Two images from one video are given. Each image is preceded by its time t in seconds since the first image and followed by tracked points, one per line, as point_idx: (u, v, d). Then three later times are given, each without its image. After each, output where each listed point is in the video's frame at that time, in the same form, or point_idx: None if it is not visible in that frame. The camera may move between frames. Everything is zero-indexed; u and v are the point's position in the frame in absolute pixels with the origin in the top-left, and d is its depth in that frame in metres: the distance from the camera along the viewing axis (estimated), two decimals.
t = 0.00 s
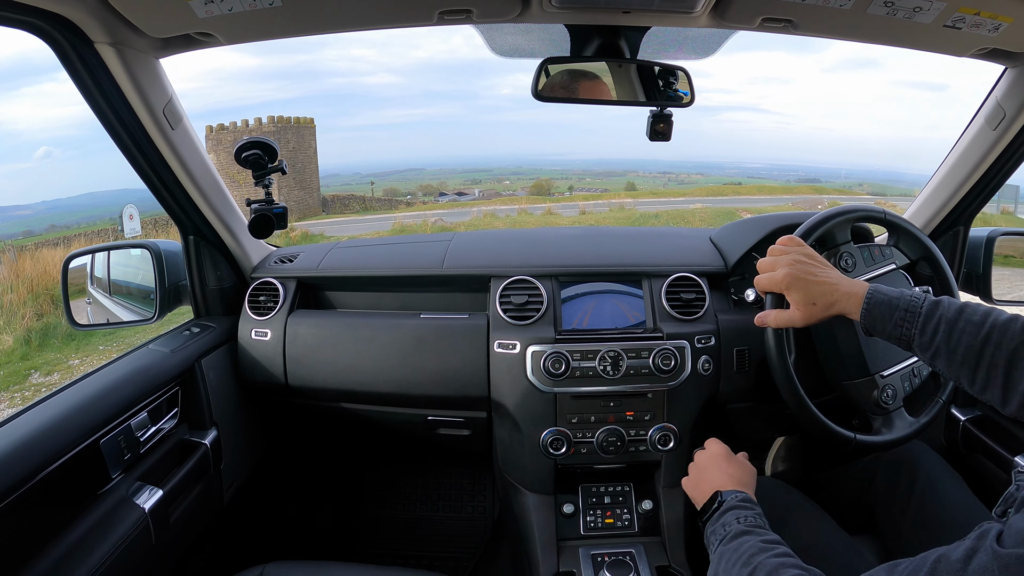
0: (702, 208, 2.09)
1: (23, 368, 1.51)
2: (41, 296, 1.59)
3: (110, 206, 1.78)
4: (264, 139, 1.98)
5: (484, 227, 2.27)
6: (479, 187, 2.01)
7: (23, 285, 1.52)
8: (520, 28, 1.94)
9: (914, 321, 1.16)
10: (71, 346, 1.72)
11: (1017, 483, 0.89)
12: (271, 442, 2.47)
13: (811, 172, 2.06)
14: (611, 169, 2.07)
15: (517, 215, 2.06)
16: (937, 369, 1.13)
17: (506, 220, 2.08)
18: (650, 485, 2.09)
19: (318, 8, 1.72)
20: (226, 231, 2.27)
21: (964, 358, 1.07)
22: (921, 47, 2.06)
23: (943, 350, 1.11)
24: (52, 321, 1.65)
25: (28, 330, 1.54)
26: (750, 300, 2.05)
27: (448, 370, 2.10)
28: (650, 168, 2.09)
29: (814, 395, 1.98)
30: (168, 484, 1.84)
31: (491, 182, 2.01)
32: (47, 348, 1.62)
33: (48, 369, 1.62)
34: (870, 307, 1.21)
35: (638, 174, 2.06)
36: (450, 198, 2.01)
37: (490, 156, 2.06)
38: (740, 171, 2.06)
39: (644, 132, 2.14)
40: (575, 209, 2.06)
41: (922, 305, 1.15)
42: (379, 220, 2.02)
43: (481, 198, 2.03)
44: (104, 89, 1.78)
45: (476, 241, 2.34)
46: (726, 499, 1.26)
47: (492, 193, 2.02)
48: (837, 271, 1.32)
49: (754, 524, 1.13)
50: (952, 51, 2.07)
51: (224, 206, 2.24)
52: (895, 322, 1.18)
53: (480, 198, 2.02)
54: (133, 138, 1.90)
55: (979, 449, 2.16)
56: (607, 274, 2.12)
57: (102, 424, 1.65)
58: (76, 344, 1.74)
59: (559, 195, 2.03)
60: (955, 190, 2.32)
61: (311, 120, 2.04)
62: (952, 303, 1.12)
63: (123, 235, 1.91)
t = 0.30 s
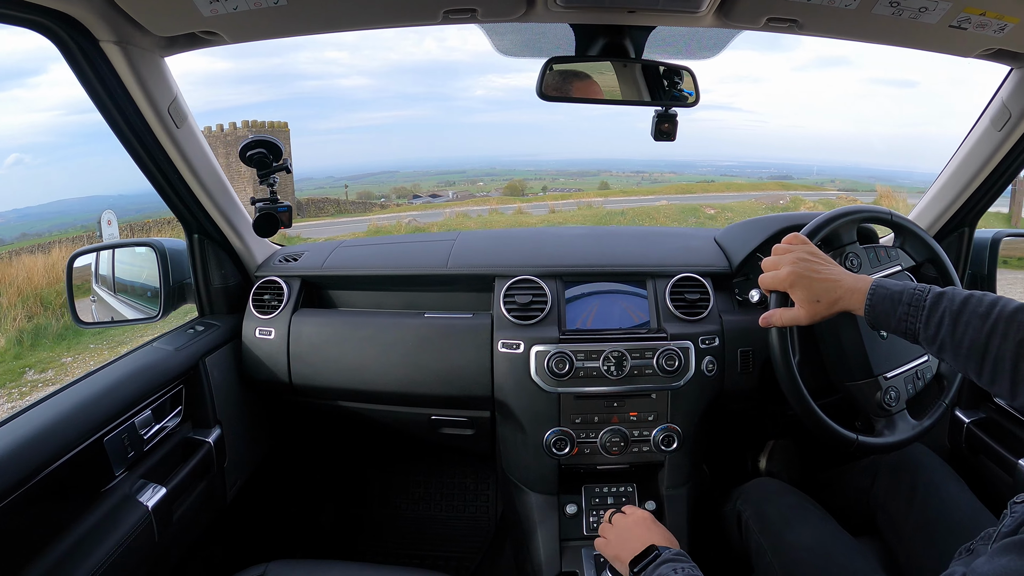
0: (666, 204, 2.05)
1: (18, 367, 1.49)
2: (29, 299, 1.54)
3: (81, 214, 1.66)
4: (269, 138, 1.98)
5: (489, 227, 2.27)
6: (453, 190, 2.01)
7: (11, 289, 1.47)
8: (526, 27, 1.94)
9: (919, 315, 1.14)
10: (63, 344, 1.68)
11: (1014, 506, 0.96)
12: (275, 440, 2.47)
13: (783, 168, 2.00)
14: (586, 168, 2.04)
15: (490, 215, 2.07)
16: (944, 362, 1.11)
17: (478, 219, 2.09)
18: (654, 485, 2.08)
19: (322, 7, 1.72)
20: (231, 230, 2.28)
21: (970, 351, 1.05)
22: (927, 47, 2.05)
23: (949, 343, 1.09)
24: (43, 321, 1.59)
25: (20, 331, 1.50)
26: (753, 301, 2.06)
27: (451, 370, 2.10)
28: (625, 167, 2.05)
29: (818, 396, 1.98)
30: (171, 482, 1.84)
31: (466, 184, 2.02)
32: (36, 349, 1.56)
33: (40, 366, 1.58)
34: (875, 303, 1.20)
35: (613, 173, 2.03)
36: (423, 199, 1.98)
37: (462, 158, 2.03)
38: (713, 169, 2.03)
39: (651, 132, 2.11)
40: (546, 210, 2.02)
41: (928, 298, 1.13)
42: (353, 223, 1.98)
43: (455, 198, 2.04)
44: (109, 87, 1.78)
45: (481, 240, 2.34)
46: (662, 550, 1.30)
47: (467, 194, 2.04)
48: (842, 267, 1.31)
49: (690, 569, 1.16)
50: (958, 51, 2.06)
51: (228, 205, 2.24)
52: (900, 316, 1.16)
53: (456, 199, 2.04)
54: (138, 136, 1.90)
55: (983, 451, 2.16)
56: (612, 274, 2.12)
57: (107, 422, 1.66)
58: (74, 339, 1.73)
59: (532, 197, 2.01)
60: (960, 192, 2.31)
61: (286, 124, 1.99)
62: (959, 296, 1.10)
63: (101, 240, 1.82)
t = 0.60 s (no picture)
0: (632, 201, 2.04)
1: (9, 368, 1.47)
2: (16, 304, 1.48)
3: (48, 223, 1.56)
4: (273, 141, 1.99)
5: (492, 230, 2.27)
6: (426, 192, 1.98)
7: None
8: (528, 31, 1.94)
9: (924, 319, 1.14)
10: (54, 345, 1.63)
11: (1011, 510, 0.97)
12: (278, 443, 2.48)
13: (755, 165, 2.00)
14: (559, 168, 2.04)
15: (462, 216, 2.01)
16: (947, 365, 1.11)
17: (449, 221, 2.00)
18: (657, 489, 2.08)
19: (326, 10, 1.73)
20: (234, 233, 2.28)
21: (974, 355, 1.05)
22: (930, 50, 2.05)
23: (953, 347, 1.09)
24: (31, 324, 1.53)
25: (8, 334, 1.46)
26: (756, 303, 1.97)
27: (454, 373, 2.10)
28: (598, 164, 2.03)
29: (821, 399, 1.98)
30: (174, 484, 1.84)
31: (438, 186, 1.99)
32: (27, 351, 1.53)
33: (32, 367, 1.54)
34: (880, 305, 1.20)
35: (586, 173, 2.01)
36: (396, 202, 1.97)
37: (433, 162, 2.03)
38: (687, 168, 2.05)
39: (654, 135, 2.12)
40: (517, 210, 2.01)
41: (932, 302, 1.13)
42: (328, 225, 1.99)
43: (427, 201, 1.99)
44: (114, 91, 1.79)
45: (484, 243, 2.34)
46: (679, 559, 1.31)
47: (439, 197, 1.99)
48: (846, 270, 1.31)
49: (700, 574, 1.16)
50: (961, 53, 2.06)
51: (232, 208, 2.24)
52: (903, 319, 1.17)
53: (429, 201, 1.99)
54: (142, 139, 1.91)
55: (987, 454, 2.15)
56: (615, 277, 2.12)
57: (110, 424, 1.66)
58: (64, 340, 1.67)
59: (504, 198, 1.99)
60: (964, 194, 2.31)
61: (257, 130, 1.98)
62: (963, 299, 1.10)
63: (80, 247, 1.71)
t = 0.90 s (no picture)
0: (600, 199, 2.04)
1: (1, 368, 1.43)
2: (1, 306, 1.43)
3: (20, 230, 1.45)
4: (275, 137, 1.99)
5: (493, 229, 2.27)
6: (398, 195, 1.99)
7: None
8: (531, 30, 1.94)
9: (931, 307, 1.14)
10: (42, 345, 1.58)
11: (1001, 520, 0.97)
12: (276, 439, 2.48)
13: (726, 163, 2.05)
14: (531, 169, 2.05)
15: (433, 217, 2.01)
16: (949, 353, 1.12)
17: (421, 222, 2.01)
18: (654, 490, 2.08)
19: (330, 6, 1.73)
20: (235, 228, 2.28)
21: (978, 346, 1.05)
22: (934, 55, 2.05)
23: (957, 337, 1.09)
24: (19, 325, 1.49)
25: None
26: (756, 306, 1.99)
27: (453, 372, 2.10)
28: (572, 164, 2.04)
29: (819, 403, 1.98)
30: (172, 478, 1.85)
31: (411, 189, 2.00)
32: (15, 351, 1.48)
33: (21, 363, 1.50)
34: (888, 290, 1.21)
35: (558, 173, 2.03)
36: (369, 206, 2.00)
37: (406, 164, 2.02)
38: (659, 167, 2.09)
39: (655, 135, 2.14)
40: (487, 211, 2.02)
41: (941, 291, 1.13)
42: (304, 227, 2.15)
43: (400, 203, 1.99)
44: (117, 85, 1.79)
45: (485, 242, 2.35)
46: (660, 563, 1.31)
47: (412, 199, 1.99)
48: (856, 256, 1.32)
49: None
50: (964, 59, 2.06)
51: (234, 204, 2.24)
52: (910, 306, 1.17)
53: (401, 204, 1.99)
54: (145, 133, 1.91)
55: (984, 461, 2.15)
56: (616, 278, 2.12)
57: (109, 417, 1.66)
58: (51, 340, 1.62)
59: (476, 199, 2.01)
60: (965, 200, 2.30)
61: (230, 134, 2.12)
62: (972, 290, 1.09)
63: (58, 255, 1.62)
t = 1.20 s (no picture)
0: (568, 198, 2.12)
1: None
2: None
3: None
4: (276, 135, 1.98)
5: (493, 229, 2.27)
6: (370, 197, 2.00)
7: None
8: (531, 31, 1.94)
9: (972, 284, 1.16)
10: (30, 345, 1.57)
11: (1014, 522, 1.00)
12: (274, 438, 2.48)
13: (696, 162, 2.12)
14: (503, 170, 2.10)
15: (406, 217, 2.02)
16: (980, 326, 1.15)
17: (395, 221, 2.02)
18: (652, 492, 2.08)
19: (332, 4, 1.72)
20: (235, 226, 2.28)
21: (1009, 324, 1.08)
22: (936, 59, 2.05)
23: (991, 314, 1.12)
24: (4, 326, 1.48)
25: None
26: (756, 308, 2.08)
27: (452, 371, 2.10)
28: (543, 165, 2.10)
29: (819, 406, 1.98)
30: (170, 476, 1.84)
31: (383, 191, 2.01)
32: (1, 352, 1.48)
33: (10, 365, 1.51)
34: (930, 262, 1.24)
35: (531, 173, 2.10)
36: (341, 207, 2.04)
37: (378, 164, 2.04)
38: (630, 165, 2.11)
39: (655, 138, 2.13)
40: (457, 211, 2.07)
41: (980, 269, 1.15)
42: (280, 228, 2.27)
43: (373, 205, 1.99)
44: (118, 81, 1.79)
45: (484, 242, 2.35)
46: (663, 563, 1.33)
47: (383, 202, 2.00)
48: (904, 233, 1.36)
49: None
50: (966, 64, 2.06)
51: (234, 202, 2.24)
52: (949, 278, 1.20)
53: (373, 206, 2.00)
54: (145, 130, 1.91)
55: (983, 466, 2.14)
56: (615, 279, 2.12)
57: (107, 414, 1.66)
58: (39, 339, 1.60)
59: (448, 199, 2.05)
60: (965, 205, 2.31)
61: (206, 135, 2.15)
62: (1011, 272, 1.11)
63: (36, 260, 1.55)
